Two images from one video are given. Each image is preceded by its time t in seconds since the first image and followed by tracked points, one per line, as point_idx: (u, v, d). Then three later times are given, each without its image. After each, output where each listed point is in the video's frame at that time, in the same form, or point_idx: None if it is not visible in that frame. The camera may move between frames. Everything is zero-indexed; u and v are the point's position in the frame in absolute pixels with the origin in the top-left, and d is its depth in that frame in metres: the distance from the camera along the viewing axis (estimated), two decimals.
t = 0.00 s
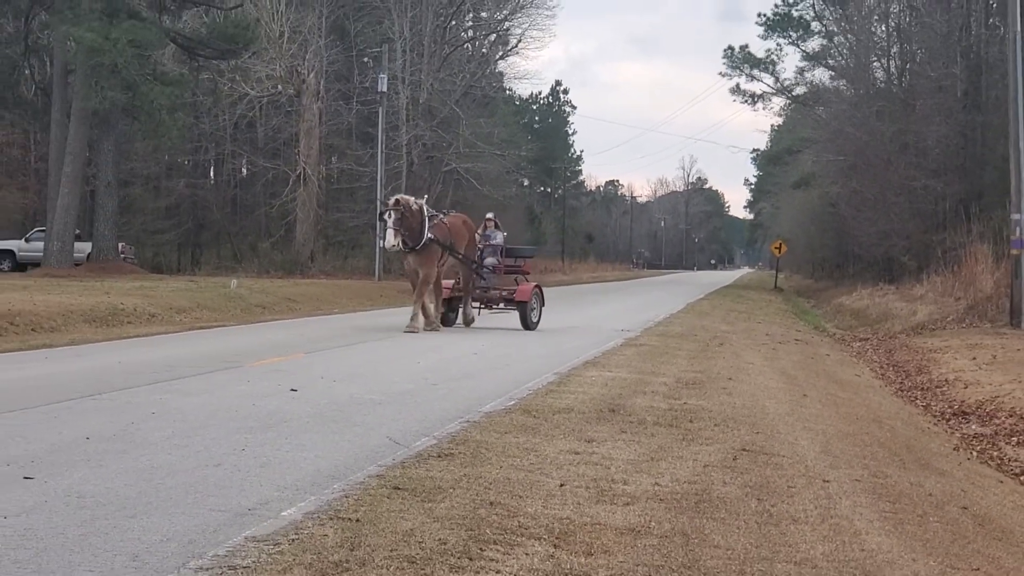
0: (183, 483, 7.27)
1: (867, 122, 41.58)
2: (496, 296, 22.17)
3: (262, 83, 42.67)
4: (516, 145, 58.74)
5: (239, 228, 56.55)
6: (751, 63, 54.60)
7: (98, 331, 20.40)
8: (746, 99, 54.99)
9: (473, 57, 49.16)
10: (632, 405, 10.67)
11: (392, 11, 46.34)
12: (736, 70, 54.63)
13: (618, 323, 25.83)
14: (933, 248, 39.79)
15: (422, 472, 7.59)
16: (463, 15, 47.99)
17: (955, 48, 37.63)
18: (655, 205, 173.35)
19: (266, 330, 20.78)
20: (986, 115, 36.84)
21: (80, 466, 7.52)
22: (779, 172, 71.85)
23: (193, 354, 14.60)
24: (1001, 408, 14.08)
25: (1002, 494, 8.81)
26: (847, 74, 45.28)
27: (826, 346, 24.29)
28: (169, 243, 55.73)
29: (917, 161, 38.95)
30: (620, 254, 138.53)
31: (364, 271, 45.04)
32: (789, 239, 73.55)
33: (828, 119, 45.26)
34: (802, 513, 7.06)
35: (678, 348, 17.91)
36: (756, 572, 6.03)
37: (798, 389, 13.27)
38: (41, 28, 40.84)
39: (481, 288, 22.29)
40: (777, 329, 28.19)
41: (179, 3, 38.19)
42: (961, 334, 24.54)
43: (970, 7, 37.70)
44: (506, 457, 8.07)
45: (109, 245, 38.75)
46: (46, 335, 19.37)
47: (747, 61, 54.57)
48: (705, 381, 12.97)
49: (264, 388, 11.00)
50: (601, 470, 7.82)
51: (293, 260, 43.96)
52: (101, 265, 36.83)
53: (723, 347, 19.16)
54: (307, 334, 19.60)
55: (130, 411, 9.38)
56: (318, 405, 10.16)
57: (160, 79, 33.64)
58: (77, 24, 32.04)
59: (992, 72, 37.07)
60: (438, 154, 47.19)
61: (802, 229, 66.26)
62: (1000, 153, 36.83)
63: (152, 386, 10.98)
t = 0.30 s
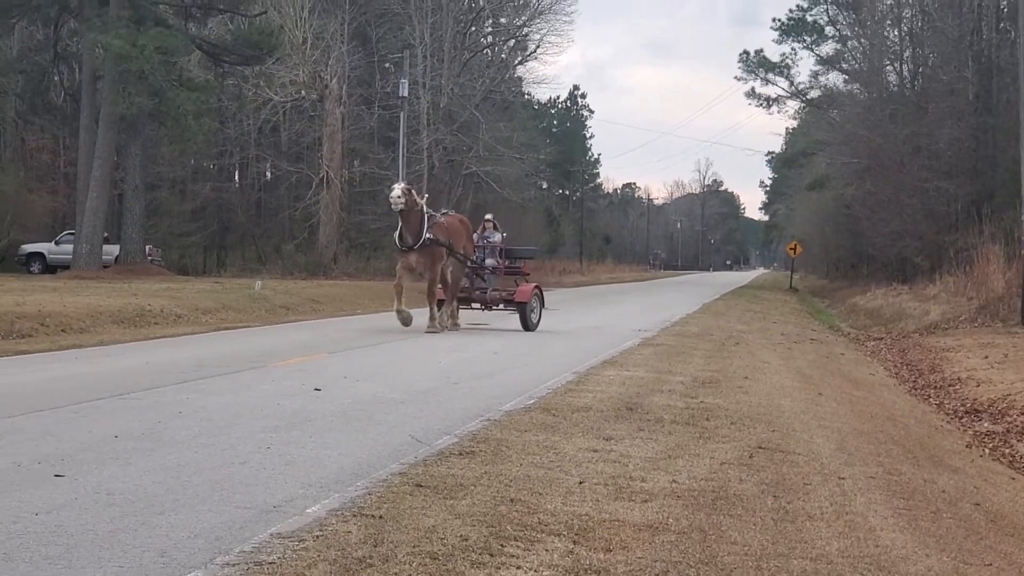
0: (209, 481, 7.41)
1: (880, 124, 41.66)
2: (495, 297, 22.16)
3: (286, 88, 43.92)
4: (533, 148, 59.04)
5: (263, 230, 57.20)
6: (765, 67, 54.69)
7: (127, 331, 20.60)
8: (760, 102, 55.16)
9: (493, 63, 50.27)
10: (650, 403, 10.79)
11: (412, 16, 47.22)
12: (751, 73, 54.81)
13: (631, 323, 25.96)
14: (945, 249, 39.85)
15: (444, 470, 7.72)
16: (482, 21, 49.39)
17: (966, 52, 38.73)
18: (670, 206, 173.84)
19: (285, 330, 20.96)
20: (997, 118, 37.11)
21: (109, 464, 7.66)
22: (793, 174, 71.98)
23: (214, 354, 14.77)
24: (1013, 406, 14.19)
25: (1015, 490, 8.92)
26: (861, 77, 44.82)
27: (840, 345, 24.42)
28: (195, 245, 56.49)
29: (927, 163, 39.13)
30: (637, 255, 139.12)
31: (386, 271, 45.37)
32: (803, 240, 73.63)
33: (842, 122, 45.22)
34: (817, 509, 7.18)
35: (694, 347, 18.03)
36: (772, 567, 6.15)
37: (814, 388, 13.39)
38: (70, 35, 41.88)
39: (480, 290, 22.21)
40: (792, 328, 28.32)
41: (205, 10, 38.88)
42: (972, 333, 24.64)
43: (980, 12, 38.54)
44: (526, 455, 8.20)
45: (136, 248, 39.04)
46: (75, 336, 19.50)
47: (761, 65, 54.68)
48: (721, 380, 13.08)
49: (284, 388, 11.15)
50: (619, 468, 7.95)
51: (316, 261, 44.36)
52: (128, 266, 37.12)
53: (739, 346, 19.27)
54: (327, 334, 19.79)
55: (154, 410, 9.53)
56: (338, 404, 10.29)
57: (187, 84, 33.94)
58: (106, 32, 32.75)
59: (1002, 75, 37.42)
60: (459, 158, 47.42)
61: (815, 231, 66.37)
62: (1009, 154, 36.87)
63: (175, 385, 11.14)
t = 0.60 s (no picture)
0: (239, 479, 7.61)
1: (893, 130, 41.90)
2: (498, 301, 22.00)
3: (314, 96, 45.06)
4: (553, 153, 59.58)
5: (290, 233, 58.00)
6: (781, 74, 54.89)
7: (159, 331, 20.92)
8: (775, 110, 55.47)
9: (515, 71, 51.85)
10: (668, 402, 11.00)
11: (438, 26, 48.87)
12: (765, 80, 54.99)
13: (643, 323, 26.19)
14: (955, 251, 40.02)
15: (468, 467, 7.93)
16: (504, 31, 50.68)
17: (977, 59, 38.39)
18: (688, 211, 174.73)
19: (306, 331, 21.29)
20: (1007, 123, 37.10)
21: (142, 461, 7.87)
22: (806, 179, 72.28)
23: (237, 355, 15.01)
24: (1021, 404, 14.38)
25: None
26: (872, 84, 46.06)
27: (852, 344, 24.65)
28: (224, 249, 57.27)
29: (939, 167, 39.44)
30: (655, 259, 139.93)
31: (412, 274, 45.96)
32: (817, 243, 73.90)
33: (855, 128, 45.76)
34: (831, 505, 7.37)
35: (711, 347, 18.24)
36: (788, 561, 6.33)
37: (829, 387, 13.59)
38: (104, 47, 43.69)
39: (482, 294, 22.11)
40: (806, 328, 28.58)
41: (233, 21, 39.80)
42: (980, 334, 24.84)
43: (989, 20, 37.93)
44: (548, 453, 8.39)
45: (169, 252, 40.73)
46: (110, 336, 19.79)
47: (777, 72, 54.89)
48: (738, 379, 13.30)
49: (306, 387, 11.37)
50: (638, 465, 8.14)
51: (343, 264, 45.35)
52: (162, 269, 38.32)
53: (755, 346, 19.49)
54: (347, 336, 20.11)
55: (182, 410, 9.74)
56: (361, 404, 10.51)
57: (218, 93, 35.35)
58: (139, 41, 33.86)
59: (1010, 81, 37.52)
60: (481, 163, 49.26)
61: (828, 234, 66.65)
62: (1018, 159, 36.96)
63: (201, 385, 11.38)
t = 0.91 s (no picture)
0: (261, 471, 7.92)
1: (890, 136, 42.59)
2: (486, 301, 22.40)
3: (332, 105, 46.15)
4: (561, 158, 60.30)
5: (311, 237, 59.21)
6: (781, 82, 55.08)
7: (184, 330, 21.40)
8: (775, 117, 55.95)
9: (525, 80, 52.29)
10: (674, 397, 11.28)
11: (450, 37, 49.67)
12: (767, 87, 55.49)
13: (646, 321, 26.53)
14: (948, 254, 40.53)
15: (481, 459, 8.22)
16: (515, 41, 50.91)
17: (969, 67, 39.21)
18: (691, 214, 175.81)
19: (318, 329, 21.70)
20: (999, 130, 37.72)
21: (167, 454, 8.19)
22: (807, 182, 72.82)
23: (253, 353, 15.34)
24: (1014, 399, 14.63)
25: (1016, 477, 9.39)
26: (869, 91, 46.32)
27: (850, 342, 24.95)
28: (247, 250, 58.63)
29: (933, 171, 39.73)
30: (662, 261, 140.74)
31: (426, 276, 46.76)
32: (817, 246, 74.35)
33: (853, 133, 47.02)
34: (829, 495, 7.66)
35: (714, 345, 18.56)
36: (788, 550, 6.60)
37: (827, 383, 13.89)
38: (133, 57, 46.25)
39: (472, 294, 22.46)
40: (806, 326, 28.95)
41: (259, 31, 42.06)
42: (975, 331, 25.13)
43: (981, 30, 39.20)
44: (558, 446, 8.69)
45: (193, 254, 43.42)
46: (137, 335, 20.27)
47: (776, 81, 55.09)
48: (740, 375, 13.58)
49: (321, 384, 11.68)
50: (644, 457, 8.44)
51: (360, 267, 46.51)
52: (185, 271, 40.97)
53: (755, 344, 19.79)
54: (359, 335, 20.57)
55: (203, 405, 10.05)
56: (375, 399, 10.82)
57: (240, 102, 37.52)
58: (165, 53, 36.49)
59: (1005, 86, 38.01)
60: (493, 169, 50.18)
61: (828, 236, 67.04)
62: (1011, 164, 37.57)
63: (220, 381, 11.71)
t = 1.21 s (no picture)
0: (293, 462, 8.34)
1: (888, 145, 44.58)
2: (489, 300, 22.59)
3: (362, 113, 49.12)
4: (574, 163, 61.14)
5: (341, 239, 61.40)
6: (787, 91, 55.49)
7: (220, 328, 22.83)
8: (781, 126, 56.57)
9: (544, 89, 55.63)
10: (686, 391, 11.69)
11: (473, 49, 53.22)
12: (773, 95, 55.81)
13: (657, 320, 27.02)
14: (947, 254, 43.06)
15: (503, 450, 8.64)
16: (535, 53, 54.26)
17: (967, 76, 42.31)
18: (702, 216, 176.86)
19: (338, 329, 22.43)
20: (996, 136, 41.10)
21: (204, 446, 8.61)
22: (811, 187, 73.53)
23: (277, 350, 15.85)
24: (1010, 393, 14.99)
25: (1011, 466, 9.78)
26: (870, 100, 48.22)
27: (853, 338, 25.42)
28: (280, 253, 60.31)
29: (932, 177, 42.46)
30: (674, 262, 141.75)
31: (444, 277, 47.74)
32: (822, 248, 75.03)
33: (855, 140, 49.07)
34: (834, 484, 8.04)
35: (724, 341, 19.03)
36: (795, 536, 6.97)
37: (832, 377, 14.32)
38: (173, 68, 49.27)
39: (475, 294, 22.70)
40: (809, 323, 29.44)
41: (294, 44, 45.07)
42: (971, 328, 25.55)
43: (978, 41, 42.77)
44: (576, 438, 9.09)
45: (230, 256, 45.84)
46: (176, 332, 21.67)
47: (783, 90, 55.52)
48: (749, 370, 13.98)
49: (347, 380, 12.14)
50: (658, 448, 8.85)
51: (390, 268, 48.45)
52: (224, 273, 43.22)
53: (764, 340, 20.22)
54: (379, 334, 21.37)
55: (233, 401, 10.48)
56: (399, 393, 11.25)
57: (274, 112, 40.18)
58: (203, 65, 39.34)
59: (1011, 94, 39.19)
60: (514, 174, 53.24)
61: (832, 240, 67.51)
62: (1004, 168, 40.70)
63: (251, 378, 12.20)
